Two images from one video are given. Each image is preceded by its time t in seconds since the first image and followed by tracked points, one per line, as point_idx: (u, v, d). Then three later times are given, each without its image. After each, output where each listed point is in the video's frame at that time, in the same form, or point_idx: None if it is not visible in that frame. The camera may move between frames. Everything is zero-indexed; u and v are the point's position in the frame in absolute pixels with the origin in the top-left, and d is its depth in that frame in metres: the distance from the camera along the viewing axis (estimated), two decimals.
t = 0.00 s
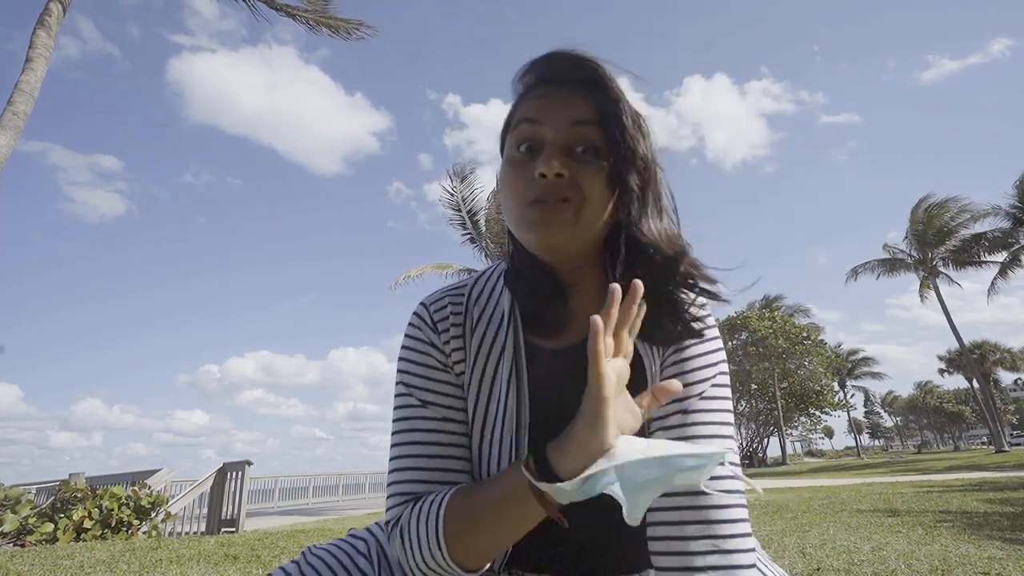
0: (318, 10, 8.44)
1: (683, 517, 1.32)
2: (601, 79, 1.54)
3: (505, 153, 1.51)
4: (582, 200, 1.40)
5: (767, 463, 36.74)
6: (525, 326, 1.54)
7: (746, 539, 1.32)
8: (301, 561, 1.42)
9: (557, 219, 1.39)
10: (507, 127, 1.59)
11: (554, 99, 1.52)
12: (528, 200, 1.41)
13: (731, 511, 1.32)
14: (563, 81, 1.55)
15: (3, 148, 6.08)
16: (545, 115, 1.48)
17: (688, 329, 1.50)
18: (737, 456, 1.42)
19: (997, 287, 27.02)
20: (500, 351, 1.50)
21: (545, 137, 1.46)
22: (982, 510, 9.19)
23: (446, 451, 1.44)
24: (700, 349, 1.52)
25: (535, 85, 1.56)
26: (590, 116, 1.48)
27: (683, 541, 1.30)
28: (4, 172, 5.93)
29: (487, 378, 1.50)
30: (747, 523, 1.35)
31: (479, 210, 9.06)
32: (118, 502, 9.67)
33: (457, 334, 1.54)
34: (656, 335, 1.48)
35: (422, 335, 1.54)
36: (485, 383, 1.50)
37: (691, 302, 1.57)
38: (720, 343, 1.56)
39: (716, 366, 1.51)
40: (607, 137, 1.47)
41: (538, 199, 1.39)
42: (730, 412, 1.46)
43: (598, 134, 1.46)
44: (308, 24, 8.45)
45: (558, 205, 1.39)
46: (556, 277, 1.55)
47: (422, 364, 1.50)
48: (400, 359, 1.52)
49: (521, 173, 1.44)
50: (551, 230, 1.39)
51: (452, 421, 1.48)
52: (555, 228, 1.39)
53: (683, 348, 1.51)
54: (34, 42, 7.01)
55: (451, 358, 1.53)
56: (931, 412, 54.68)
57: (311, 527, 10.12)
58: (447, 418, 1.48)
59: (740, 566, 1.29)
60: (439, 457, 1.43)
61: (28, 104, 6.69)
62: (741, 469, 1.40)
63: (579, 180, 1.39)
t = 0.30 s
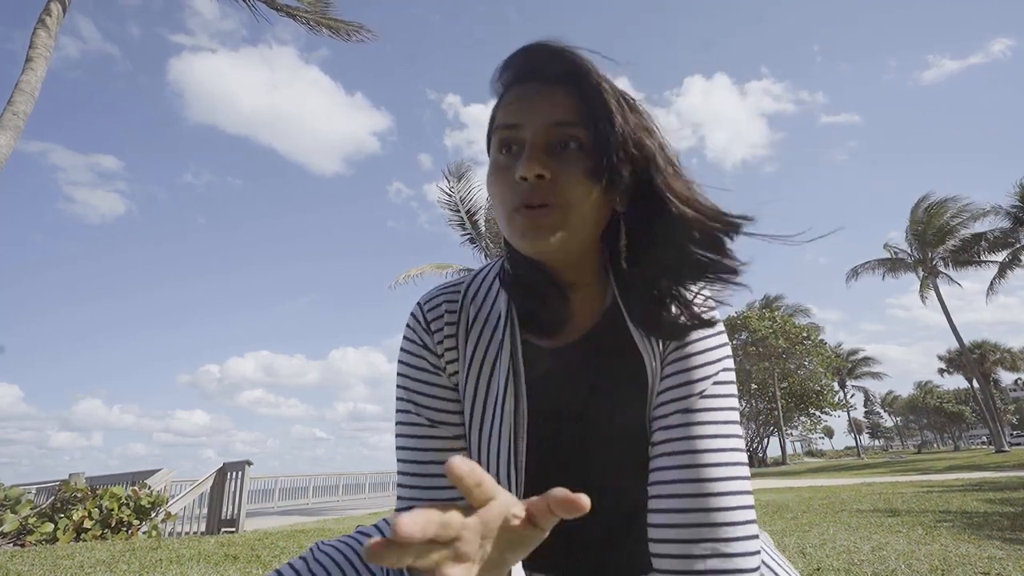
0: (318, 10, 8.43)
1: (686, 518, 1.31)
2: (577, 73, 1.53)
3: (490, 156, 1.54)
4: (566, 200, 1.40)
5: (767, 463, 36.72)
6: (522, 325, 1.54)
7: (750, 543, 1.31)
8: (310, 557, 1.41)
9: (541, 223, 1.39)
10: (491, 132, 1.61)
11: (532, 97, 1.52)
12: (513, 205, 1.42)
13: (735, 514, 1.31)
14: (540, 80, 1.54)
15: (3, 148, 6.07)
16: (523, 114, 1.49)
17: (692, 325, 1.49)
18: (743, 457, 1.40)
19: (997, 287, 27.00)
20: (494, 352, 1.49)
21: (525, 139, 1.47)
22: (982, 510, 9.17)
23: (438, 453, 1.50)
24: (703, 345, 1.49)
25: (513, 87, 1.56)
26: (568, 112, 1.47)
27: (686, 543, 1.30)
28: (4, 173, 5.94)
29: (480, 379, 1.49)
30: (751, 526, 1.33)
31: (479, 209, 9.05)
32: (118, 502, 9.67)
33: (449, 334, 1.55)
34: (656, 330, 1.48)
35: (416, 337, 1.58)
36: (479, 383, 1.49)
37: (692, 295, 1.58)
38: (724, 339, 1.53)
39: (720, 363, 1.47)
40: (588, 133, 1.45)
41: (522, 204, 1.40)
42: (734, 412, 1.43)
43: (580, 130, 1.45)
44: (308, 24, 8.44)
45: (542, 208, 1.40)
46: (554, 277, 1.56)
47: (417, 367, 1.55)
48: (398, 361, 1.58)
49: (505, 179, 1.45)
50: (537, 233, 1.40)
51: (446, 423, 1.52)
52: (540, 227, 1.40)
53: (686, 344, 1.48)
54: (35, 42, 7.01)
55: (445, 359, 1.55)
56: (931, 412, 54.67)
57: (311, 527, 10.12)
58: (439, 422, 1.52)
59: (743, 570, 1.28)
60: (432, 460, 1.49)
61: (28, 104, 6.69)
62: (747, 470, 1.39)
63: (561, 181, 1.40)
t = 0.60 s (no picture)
0: (318, 9, 8.43)
1: (689, 516, 1.31)
2: (561, 72, 1.52)
3: (482, 162, 1.55)
4: (553, 200, 1.40)
5: (767, 463, 36.71)
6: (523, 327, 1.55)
7: (750, 542, 1.31)
8: (308, 560, 1.40)
9: (529, 225, 1.40)
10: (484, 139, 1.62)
11: (517, 100, 1.53)
12: (503, 209, 1.43)
13: (736, 514, 1.31)
14: (525, 83, 1.55)
15: (3, 148, 6.07)
16: (509, 119, 1.50)
17: (694, 323, 1.49)
18: (743, 456, 1.41)
19: (997, 287, 27.00)
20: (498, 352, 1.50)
21: (513, 143, 1.47)
22: (982, 510, 9.17)
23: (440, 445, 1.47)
24: (706, 345, 1.48)
25: (501, 94, 1.57)
26: (552, 113, 1.47)
27: (689, 541, 1.30)
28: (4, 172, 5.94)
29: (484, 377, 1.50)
30: (751, 525, 1.33)
31: (479, 209, 9.05)
32: (117, 502, 9.67)
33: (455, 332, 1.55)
34: (658, 328, 1.49)
35: (421, 333, 1.57)
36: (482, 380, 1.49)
37: (696, 296, 1.57)
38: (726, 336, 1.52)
39: (721, 364, 1.46)
40: (573, 132, 1.45)
41: (510, 208, 1.42)
42: (736, 412, 1.43)
43: (564, 130, 1.45)
44: (308, 24, 8.45)
45: (530, 211, 1.41)
46: (550, 276, 1.57)
47: (421, 362, 1.54)
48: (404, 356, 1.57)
49: (495, 183, 1.46)
50: (526, 235, 1.41)
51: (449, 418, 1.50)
52: (530, 228, 1.41)
53: (688, 342, 1.48)
54: (34, 41, 7.01)
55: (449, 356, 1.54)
56: (931, 412, 54.65)
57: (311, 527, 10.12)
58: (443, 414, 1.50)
59: (743, 569, 1.28)
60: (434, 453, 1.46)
61: (28, 104, 6.69)
62: (747, 470, 1.39)
63: (546, 181, 1.40)
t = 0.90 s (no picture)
0: (318, 9, 8.43)
1: (683, 517, 1.31)
2: (578, 74, 1.53)
3: (486, 153, 1.53)
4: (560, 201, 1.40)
5: (767, 463, 36.71)
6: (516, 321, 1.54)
7: (745, 542, 1.31)
8: (308, 562, 1.41)
9: (534, 222, 1.39)
10: (488, 133, 1.60)
11: (529, 98, 1.53)
12: (506, 205, 1.41)
13: (731, 514, 1.31)
14: (538, 82, 1.55)
15: (3, 148, 6.07)
16: (519, 116, 1.50)
17: (688, 325, 1.50)
18: (738, 456, 1.41)
19: (998, 287, 27.00)
20: (493, 355, 1.50)
21: (522, 140, 1.47)
22: (982, 510, 9.17)
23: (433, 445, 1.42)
24: (700, 347, 1.49)
25: (513, 89, 1.56)
26: (564, 113, 1.48)
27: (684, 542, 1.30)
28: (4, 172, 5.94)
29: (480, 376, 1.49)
30: (746, 524, 1.33)
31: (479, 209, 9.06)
32: (118, 502, 9.66)
33: (451, 331, 1.54)
34: (652, 330, 1.49)
35: (415, 330, 1.55)
36: (480, 379, 1.49)
37: (690, 297, 1.58)
38: (720, 339, 1.53)
39: (715, 365, 1.47)
40: (584, 135, 1.46)
41: (515, 202, 1.40)
42: (731, 412, 1.43)
43: (575, 131, 1.45)
44: (308, 23, 8.45)
45: (534, 209, 1.40)
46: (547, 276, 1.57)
47: (413, 358, 1.51)
48: (394, 353, 1.53)
49: (500, 177, 1.45)
50: (530, 232, 1.39)
51: (442, 418, 1.47)
52: (534, 227, 1.40)
53: (682, 345, 1.49)
54: (34, 41, 7.02)
55: (444, 355, 1.53)
56: (931, 413, 54.67)
57: (311, 527, 10.13)
58: (435, 412, 1.47)
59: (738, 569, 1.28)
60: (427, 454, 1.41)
61: (28, 104, 6.69)
62: (742, 470, 1.39)
63: (556, 182, 1.39)
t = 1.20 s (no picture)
0: (318, 9, 8.44)
1: (683, 518, 1.31)
2: (586, 74, 1.53)
3: (494, 152, 1.53)
4: (570, 200, 1.40)
5: (767, 463, 36.70)
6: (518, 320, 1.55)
7: (744, 541, 1.31)
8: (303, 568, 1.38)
9: (544, 220, 1.39)
10: (494, 130, 1.60)
11: (537, 97, 1.52)
12: (517, 203, 1.41)
13: (731, 515, 1.31)
14: (546, 80, 1.55)
15: (3, 148, 6.07)
16: (528, 114, 1.50)
17: (688, 325, 1.49)
18: (737, 456, 1.40)
19: (998, 288, 27.00)
20: (495, 353, 1.49)
21: (531, 139, 1.47)
22: (982, 510, 9.17)
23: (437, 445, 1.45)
24: (701, 346, 1.48)
25: (520, 87, 1.56)
26: (574, 113, 1.48)
27: (684, 541, 1.30)
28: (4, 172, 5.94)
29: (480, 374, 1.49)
30: (746, 524, 1.33)
31: (479, 209, 9.06)
32: (118, 502, 9.66)
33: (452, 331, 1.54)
34: (653, 330, 1.48)
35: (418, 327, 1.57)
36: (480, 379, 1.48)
37: (688, 293, 1.55)
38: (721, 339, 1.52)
39: (715, 365, 1.47)
40: (593, 135, 1.46)
41: (527, 202, 1.40)
42: (731, 413, 1.43)
43: (585, 131, 1.46)
44: (308, 23, 8.46)
45: (545, 207, 1.40)
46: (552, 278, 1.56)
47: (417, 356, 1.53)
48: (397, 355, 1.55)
49: (509, 174, 1.44)
50: (540, 231, 1.39)
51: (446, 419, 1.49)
52: (546, 225, 1.40)
53: (682, 344, 1.48)
54: (34, 41, 7.02)
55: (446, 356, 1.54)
56: (931, 413, 54.69)
57: (311, 527, 10.13)
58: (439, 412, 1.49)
59: (737, 569, 1.28)
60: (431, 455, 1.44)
61: (28, 104, 6.69)
62: (742, 470, 1.38)
63: (566, 181, 1.39)
